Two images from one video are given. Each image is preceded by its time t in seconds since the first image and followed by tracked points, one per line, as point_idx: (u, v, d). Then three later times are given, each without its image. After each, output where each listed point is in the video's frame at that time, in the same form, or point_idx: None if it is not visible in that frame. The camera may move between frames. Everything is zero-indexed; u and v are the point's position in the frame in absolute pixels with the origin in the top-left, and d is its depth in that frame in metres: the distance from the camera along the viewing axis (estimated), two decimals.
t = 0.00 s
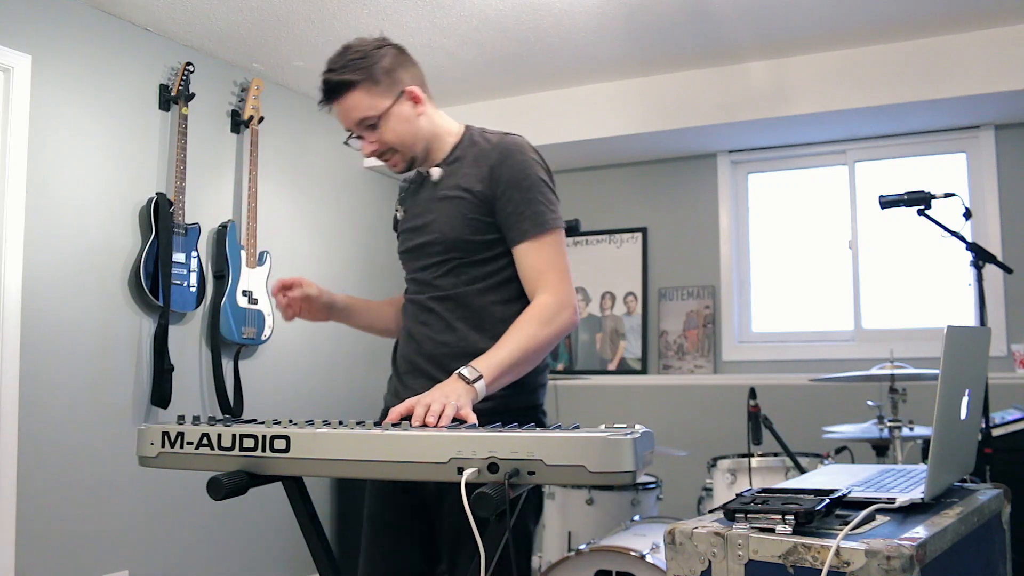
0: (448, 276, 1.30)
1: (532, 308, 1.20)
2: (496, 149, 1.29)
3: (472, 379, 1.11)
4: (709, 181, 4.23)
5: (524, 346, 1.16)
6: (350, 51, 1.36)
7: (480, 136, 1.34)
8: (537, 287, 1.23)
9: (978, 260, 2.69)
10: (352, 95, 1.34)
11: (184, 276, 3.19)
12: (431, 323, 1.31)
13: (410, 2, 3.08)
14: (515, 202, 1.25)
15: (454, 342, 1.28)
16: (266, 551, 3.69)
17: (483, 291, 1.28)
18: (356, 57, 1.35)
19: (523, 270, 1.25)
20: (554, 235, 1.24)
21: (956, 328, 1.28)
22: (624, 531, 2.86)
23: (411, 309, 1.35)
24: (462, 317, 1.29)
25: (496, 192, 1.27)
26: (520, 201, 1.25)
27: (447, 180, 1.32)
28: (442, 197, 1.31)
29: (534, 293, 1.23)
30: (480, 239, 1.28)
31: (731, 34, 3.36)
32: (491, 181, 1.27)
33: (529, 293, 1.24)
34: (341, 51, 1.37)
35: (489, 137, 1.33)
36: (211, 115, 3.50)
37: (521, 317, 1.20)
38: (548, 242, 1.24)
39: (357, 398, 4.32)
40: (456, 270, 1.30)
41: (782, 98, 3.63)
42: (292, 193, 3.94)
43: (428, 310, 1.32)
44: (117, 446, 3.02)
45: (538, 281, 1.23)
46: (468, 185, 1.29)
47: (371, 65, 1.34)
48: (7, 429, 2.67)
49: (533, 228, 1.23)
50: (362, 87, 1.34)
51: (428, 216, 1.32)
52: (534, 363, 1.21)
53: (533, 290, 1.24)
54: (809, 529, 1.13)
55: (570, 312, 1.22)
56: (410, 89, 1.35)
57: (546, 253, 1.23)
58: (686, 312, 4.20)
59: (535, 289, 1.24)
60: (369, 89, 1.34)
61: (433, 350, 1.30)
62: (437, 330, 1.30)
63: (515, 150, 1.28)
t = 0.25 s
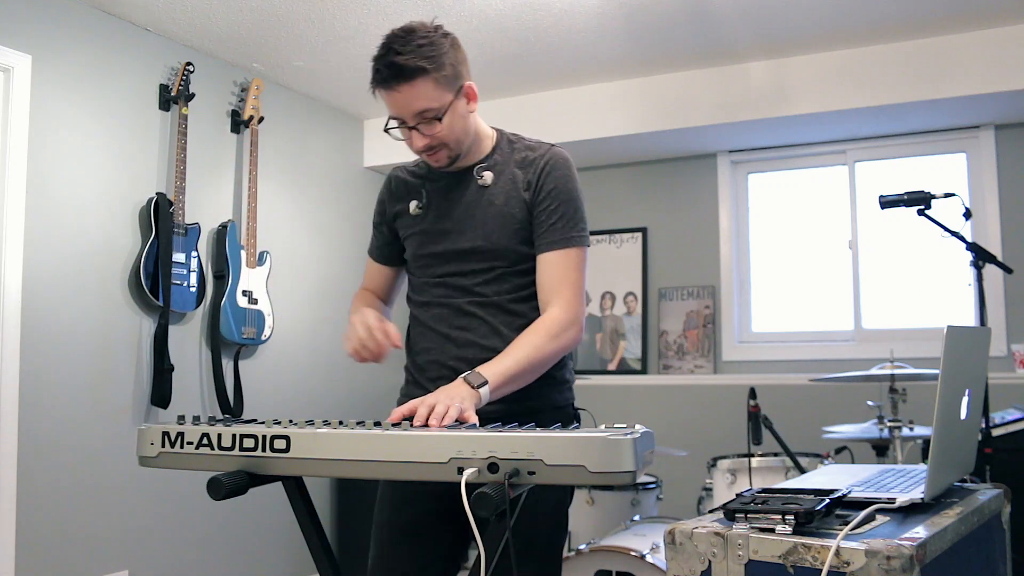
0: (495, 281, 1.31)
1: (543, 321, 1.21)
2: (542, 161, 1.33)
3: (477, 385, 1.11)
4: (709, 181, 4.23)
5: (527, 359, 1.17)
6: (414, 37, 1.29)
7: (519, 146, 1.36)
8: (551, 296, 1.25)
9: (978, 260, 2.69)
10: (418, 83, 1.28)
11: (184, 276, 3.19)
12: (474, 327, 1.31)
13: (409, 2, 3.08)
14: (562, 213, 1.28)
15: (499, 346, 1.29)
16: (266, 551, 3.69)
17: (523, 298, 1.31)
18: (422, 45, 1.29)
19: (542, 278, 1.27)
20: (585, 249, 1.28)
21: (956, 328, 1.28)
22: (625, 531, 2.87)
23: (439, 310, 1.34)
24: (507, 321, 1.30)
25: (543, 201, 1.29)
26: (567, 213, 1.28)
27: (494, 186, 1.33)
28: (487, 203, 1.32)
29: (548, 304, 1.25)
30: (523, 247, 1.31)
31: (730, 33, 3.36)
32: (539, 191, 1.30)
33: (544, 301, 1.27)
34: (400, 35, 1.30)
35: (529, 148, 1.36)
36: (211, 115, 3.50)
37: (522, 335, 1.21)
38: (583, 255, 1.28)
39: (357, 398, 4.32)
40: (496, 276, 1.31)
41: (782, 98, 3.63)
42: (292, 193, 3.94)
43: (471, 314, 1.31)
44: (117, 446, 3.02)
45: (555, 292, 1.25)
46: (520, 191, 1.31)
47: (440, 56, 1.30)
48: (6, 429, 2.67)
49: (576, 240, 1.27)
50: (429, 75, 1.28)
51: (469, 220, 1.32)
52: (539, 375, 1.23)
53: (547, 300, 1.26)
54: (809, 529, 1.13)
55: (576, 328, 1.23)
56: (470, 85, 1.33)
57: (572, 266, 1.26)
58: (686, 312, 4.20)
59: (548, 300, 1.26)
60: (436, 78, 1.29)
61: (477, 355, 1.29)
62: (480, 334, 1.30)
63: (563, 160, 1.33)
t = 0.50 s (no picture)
0: (490, 283, 1.31)
1: (546, 324, 1.23)
2: (545, 165, 1.32)
3: (477, 385, 1.11)
4: (709, 181, 4.23)
5: (527, 360, 1.18)
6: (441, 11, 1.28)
7: (520, 148, 1.36)
8: (551, 301, 1.27)
9: (978, 260, 2.69)
10: (440, 55, 1.25)
11: (184, 276, 3.19)
12: (465, 329, 1.31)
13: (410, 2, 3.08)
14: (563, 221, 1.28)
15: (491, 349, 1.29)
16: (266, 551, 3.69)
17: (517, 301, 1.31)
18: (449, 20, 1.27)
19: (542, 283, 1.28)
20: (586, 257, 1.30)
21: (956, 329, 1.28)
22: (624, 531, 2.87)
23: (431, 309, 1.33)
24: (497, 324, 1.30)
25: (544, 207, 1.29)
26: (568, 220, 1.29)
27: (495, 187, 1.32)
28: (487, 205, 1.31)
29: (548, 309, 1.27)
30: (521, 251, 1.31)
31: (731, 33, 3.36)
32: (541, 197, 1.30)
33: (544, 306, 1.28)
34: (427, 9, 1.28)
35: (530, 150, 1.35)
36: (211, 115, 3.50)
37: (525, 335, 1.22)
38: (584, 263, 1.29)
39: (357, 398, 4.32)
40: (492, 278, 1.31)
41: (781, 98, 3.63)
42: (292, 193, 3.94)
43: (460, 316, 1.31)
44: (117, 446, 3.02)
45: (557, 297, 1.27)
46: (520, 195, 1.31)
47: (464, 35, 1.28)
48: (6, 429, 2.67)
49: (576, 248, 1.28)
50: (453, 50, 1.26)
51: (467, 221, 1.32)
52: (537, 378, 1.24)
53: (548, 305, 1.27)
54: (810, 529, 1.13)
55: (576, 334, 1.24)
56: (485, 74, 1.32)
57: (573, 273, 1.28)
58: (686, 313, 4.20)
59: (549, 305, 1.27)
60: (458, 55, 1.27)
61: (465, 357, 1.29)
62: (469, 336, 1.30)
63: (565, 166, 1.33)
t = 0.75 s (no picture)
0: (449, 289, 1.27)
1: (529, 328, 1.24)
2: (510, 171, 1.30)
3: (469, 385, 1.11)
4: (709, 181, 4.23)
5: (516, 363, 1.19)
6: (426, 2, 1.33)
7: (482, 150, 1.32)
8: (531, 306, 1.27)
9: (978, 260, 2.69)
10: (421, 25, 1.27)
11: (184, 276, 3.19)
12: (423, 336, 1.27)
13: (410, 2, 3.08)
14: (529, 229, 1.27)
15: (450, 356, 1.26)
16: (266, 551, 3.69)
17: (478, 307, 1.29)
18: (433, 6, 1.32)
19: (519, 289, 1.28)
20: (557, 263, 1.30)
21: (957, 329, 1.28)
22: (624, 531, 2.86)
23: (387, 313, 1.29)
24: (456, 330, 1.28)
25: (510, 215, 1.27)
26: (535, 228, 1.27)
27: (456, 191, 1.28)
28: (450, 210, 1.28)
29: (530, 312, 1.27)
30: (484, 257, 1.28)
31: (731, 33, 3.36)
32: (508, 203, 1.28)
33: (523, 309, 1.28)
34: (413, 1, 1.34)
35: (494, 152, 1.32)
36: (211, 115, 3.50)
37: (512, 336, 1.23)
38: (556, 269, 1.29)
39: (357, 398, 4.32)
40: (453, 284, 1.28)
41: (782, 98, 3.63)
42: (291, 192, 3.94)
43: (418, 322, 1.27)
44: (117, 446, 3.02)
45: (540, 301, 1.27)
46: (485, 202, 1.28)
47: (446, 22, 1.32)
48: (6, 429, 2.67)
49: (546, 256, 1.28)
50: (433, 25, 1.28)
51: (429, 226, 1.28)
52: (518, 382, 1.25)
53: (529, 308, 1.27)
54: (810, 529, 1.13)
55: (561, 337, 1.26)
56: (458, 69, 1.32)
57: (550, 279, 1.28)
58: (686, 313, 4.19)
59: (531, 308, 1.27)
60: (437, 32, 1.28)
61: (424, 364, 1.26)
62: (428, 343, 1.27)
63: (528, 172, 1.31)
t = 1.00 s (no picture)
0: (411, 292, 1.26)
1: (500, 326, 1.27)
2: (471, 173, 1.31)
3: (456, 384, 1.12)
4: (709, 181, 4.23)
5: (492, 360, 1.22)
6: None
7: (442, 151, 1.32)
8: (498, 305, 1.31)
9: (978, 260, 2.69)
10: (394, 25, 1.24)
11: (184, 276, 3.20)
12: (382, 338, 1.25)
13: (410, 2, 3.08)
14: (490, 231, 1.30)
15: (409, 358, 1.25)
16: (266, 551, 3.68)
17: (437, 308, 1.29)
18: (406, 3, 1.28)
19: (484, 289, 1.31)
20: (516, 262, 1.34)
21: (956, 329, 1.28)
22: (624, 531, 2.86)
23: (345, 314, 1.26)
24: (415, 333, 1.27)
25: (472, 217, 1.29)
26: (496, 230, 1.30)
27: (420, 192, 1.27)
28: (414, 211, 1.26)
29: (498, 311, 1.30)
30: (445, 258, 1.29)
31: (731, 33, 3.36)
32: (470, 205, 1.29)
33: (491, 308, 1.31)
34: None
35: (454, 153, 1.33)
36: (211, 115, 3.50)
37: (484, 336, 1.26)
38: (518, 269, 1.33)
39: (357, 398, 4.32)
40: (414, 286, 1.27)
41: (782, 98, 3.63)
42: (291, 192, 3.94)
43: (378, 325, 1.25)
44: (117, 446, 3.02)
45: (508, 299, 1.31)
46: (448, 203, 1.28)
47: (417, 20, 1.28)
48: (6, 429, 2.67)
49: (507, 257, 1.31)
50: (405, 25, 1.25)
51: (394, 226, 1.26)
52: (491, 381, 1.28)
53: (498, 307, 1.31)
54: (810, 529, 1.13)
55: (529, 333, 1.30)
56: (424, 68, 1.30)
57: (513, 278, 1.32)
58: (685, 313, 4.19)
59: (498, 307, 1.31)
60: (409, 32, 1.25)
61: (385, 366, 1.24)
62: (387, 345, 1.25)
63: (487, 175, 1.33)
